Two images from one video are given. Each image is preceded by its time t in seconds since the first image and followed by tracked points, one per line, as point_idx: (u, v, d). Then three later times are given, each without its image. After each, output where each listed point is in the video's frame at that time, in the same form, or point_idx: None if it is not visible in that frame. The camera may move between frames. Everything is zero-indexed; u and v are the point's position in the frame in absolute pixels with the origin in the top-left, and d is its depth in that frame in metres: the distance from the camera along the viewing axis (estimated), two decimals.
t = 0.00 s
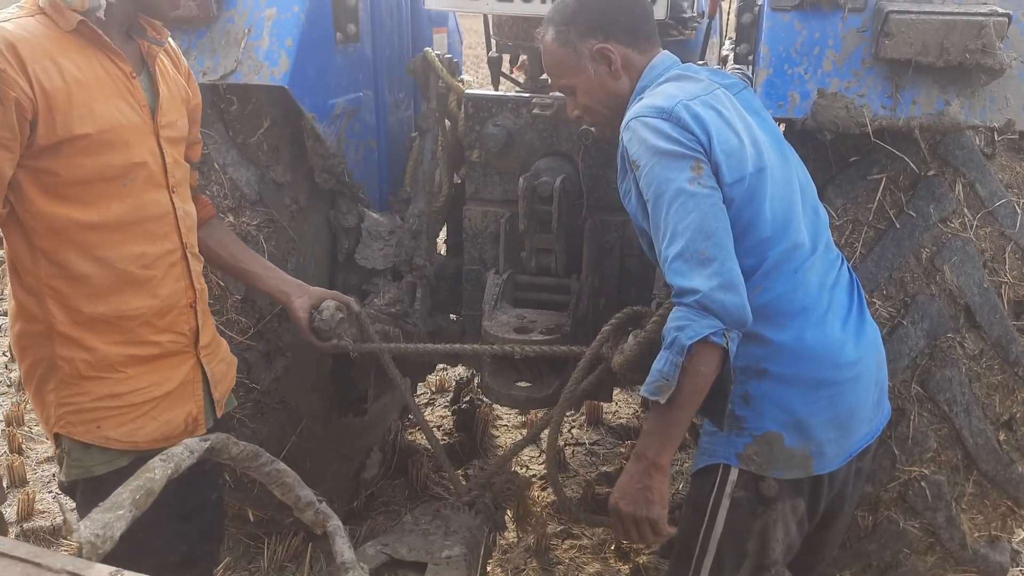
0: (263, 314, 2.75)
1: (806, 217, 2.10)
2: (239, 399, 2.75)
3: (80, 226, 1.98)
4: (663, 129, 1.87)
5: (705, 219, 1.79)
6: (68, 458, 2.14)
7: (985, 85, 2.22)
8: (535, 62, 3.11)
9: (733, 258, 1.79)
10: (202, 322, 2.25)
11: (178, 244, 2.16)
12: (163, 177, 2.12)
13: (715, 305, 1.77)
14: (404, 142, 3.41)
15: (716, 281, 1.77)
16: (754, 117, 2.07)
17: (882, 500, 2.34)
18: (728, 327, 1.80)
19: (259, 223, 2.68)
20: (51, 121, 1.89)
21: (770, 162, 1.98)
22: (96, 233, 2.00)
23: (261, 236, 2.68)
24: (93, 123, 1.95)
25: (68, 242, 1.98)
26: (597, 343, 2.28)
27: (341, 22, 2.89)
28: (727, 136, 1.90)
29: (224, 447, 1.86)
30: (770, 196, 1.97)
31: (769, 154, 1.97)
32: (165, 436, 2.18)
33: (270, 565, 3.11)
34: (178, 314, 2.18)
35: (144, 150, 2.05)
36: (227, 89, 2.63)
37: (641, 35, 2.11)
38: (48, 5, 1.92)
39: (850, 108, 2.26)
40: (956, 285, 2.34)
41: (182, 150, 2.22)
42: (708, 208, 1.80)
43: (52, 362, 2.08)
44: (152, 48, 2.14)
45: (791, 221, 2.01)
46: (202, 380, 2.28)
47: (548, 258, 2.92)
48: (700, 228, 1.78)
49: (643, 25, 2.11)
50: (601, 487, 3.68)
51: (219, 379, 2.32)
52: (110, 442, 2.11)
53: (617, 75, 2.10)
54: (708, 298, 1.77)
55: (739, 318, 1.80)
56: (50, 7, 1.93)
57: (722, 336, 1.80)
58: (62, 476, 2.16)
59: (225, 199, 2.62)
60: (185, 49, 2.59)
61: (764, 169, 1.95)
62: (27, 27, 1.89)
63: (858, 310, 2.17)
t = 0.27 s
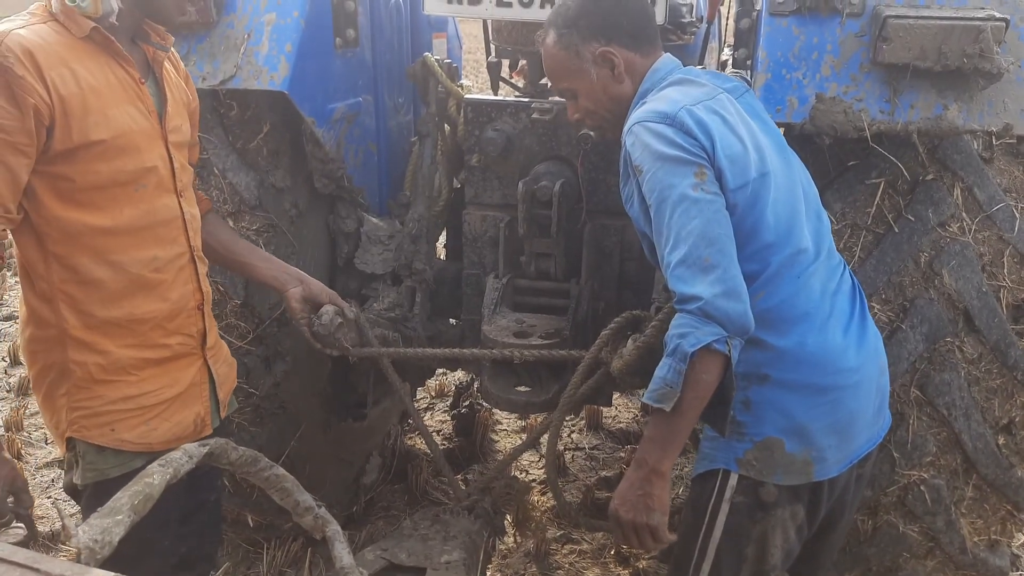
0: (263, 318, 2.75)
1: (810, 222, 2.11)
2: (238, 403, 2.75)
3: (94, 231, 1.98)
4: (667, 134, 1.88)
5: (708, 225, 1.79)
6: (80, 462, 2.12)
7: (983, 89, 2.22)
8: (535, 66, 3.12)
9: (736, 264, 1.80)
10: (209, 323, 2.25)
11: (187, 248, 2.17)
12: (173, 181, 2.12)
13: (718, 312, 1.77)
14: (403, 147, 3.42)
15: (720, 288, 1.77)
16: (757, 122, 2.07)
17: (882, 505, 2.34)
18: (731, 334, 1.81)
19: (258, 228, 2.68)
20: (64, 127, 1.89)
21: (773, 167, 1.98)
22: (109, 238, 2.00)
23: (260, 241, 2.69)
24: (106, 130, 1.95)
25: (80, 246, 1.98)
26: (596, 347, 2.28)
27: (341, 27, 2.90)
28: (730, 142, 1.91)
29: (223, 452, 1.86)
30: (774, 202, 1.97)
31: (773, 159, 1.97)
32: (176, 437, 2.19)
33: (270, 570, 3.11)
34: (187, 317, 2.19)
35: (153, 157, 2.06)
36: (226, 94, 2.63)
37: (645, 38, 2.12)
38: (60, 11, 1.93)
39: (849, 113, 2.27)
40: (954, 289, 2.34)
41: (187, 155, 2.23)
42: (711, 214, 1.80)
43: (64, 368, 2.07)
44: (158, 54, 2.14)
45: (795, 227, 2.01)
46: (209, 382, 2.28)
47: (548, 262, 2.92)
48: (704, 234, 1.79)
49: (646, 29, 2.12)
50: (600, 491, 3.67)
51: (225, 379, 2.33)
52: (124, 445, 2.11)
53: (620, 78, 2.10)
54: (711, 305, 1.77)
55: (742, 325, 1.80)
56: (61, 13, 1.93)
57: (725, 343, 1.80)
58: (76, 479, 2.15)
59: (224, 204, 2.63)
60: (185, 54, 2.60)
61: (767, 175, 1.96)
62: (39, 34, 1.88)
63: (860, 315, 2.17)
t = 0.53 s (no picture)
0: (259, 322, 2.74)
1: (813, 227, 2.09)
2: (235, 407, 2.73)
3: (89, 232, 1.97)
4: (667, 135, 1.86)
5: (706, 230, 1.79)
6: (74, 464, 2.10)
7: (981, 90, 2.22)
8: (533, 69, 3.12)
9: (732, 271, 1.79)
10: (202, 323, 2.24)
11: (182, 249, 2.16)
12: (167, 182, 2.11)
13: (712, 319, 1.77)
14: (400, 150, 3.42)
15: (714, 295, 1.77)
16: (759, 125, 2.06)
17: (881, 507, 2.33)
18: (724, 342, 1.79)
19: (255, 231, 2.67)
20: (61, 129, 1.88)
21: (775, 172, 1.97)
22: (105, 240, 1.99)
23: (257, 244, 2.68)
24: (101, 131, 1.94)
25: (75, 249, 1.97)
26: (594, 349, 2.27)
27: (338, 30, 2.89)
28: (731, 145, 1.90)
29: (218, 454, 1.85)
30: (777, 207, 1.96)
31: (775, 164, 1.96)
32: (171, 438, 2.18)
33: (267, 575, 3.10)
34: (181, 318, 2.18)
35: (148, 157, 2.05)
36: (223, 97, 2.62)
37: (648, 31, 2.11)
38: (54, 12, 1.92)
39: (847, 114, 2.26)
40: (953, 291, 2.33)
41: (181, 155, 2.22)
42: (710, 219, 1.79)
43: (58, 370, 2.05)
44: (151, 54, 2.13)
45: (796, 233, 2.00)
46: (203, 383, 2.27)
47: (546, 266, 2.92)
48: (701, 238, 1.78)
49: (648, 23, 2.11)
50: (599, 496, 3.66)
51: (218, 379, 2.32)
52: (120, 447, 2.10)
53: (624, 72, 2.10)
54: (705, 312, 1.76)
55: (736, 334, 1.79)
56: (55, 13, 1.92)
57: (718, 351, 1.79)
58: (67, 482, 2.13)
59: (221, 206, 2.62)
60: (181, 56, 2.59)
61: (769, 180, 1.94)
62: (32, 34, 1.87)
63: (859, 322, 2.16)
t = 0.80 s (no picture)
0: (257, 319, 2.74)
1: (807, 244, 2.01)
2: (233, 405, 2.73)
3: (85, 227, 1.97)
4: (645, 155, 1.77)
5: (673, 261, 1.70)
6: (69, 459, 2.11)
7: (977, 85, 2.23)
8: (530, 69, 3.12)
9: (695, 307, 1.70)
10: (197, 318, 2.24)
11: (177, 245, 2.16)
12: (163, 177, 2.12)
13: (661, 356, 1.70)
14: (398, 150, 3.42)
15: (667, 332, 1.69)
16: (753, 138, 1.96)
17: (880, 503, 2.33)
18: (673, 381, 1.73)
19: (253, 228, 2.67)
20: (56, 123, 1.89)
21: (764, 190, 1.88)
22: (101, 235, 1.99)
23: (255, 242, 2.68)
24: (97, 125, 1.94)
25: (70, 243, 1.97)
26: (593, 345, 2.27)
27: (336, 28, 2.90)
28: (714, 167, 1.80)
29: (215, 448, 1.84)
30: (769, 227, 1.88)
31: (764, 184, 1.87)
32: (166, 434, 2.18)
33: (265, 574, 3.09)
34: (176, 313, 2.18)
35: (143, 153, 2.05)
36: (221, 95, 2.63)
37: (631, 31, 2.06)
38: (49, 5, 1.92)
39: (844, 109, 2.27)
40: (950, 286, 2.33)
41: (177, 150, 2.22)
42: (678, 250, 1.71)
43: (54, 364, 2.05)
44: (147, 49, 2.13)
45: (787, 254, 1.92)
46: (198, 378, 2.27)
47: (543, 264, 2.92)
48: (666, 270, 1.70)
49: (632, 23, 2.06)
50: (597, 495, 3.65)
51: (213, 374, 2.31)
52: (116, 442, 2.10)
53: (610, 73, 2.04)
54: (654, 349, 1.70)
55: (688, 374, 1.72)
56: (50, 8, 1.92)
57: (664, 389, 1.73)
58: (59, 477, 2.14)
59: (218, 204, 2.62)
60: (179, 54, 2.59)
61: (757, 201, 1.85)
62: (28, 29, 1.87)
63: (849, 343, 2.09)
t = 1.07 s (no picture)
0: (257, 316, 2.72)
1: (780, 265, 1.79)
2: (232, 402, 2.72)
3: (82, 221, 1.96)
4: (579, 190, 1.59)
5: (585, 312, 1.59)
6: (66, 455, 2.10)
7: (980, 79, 2.23)
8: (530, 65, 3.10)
9: (605, 356, 1.61)
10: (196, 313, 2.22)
11: (175, 240, 2.15)
12: (160, 172, 2.11)
13: (555, 411, 1.62)
14: (397, 147, 3.40)
15: (561, 388, 1.61)
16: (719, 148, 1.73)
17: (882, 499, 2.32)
18: (569, 437, 1.64)
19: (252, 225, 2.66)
20: (53, 117, 1.87)
21: (726, 210, 1.67)
22: (98, 230, 1.98)
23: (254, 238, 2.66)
24: (93, 119, 1.93)
25: (67, 238, 1.96)
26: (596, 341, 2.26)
27: (334, 24, 2.89)
28: (660, 199, 1.61)
29: (217, 443, 1.82)
30: (726, 257, 1.67)
31: (722, 207, 1.66)
32: (164, 429, 2.17)
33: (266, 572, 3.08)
34: (174, 308, 2.16)
35: (139, 147, 2.04)
36: (220, 91, 2.61)
37: (591, 23, 1.79)
38: None
39: (846, 104, 2.26)
40: (953, 281, 2.32)
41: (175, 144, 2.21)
42: (592, 301, 1.58)
43: (50, 359, 2.04)
44: (145, 41, 2.13)
45: (754, 282, 1.70)
46: (196, 374, 2.25)
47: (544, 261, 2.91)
48: (575, 322, 1.59)
49: (593, 13, 1.79)
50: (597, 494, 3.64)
51: (212, 371, 2.30)
52: (113, 438, 2.09)
53: (566, 70, 1.77)
54: (549, 402, 1.62)
55: (586, 432, 1.64)
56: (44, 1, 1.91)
57: (558, 444, 1.65)
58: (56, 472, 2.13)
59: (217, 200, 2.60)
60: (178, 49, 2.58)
61: (715, 226, 1.65)
62: (23, 22, 1.86)
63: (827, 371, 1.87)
